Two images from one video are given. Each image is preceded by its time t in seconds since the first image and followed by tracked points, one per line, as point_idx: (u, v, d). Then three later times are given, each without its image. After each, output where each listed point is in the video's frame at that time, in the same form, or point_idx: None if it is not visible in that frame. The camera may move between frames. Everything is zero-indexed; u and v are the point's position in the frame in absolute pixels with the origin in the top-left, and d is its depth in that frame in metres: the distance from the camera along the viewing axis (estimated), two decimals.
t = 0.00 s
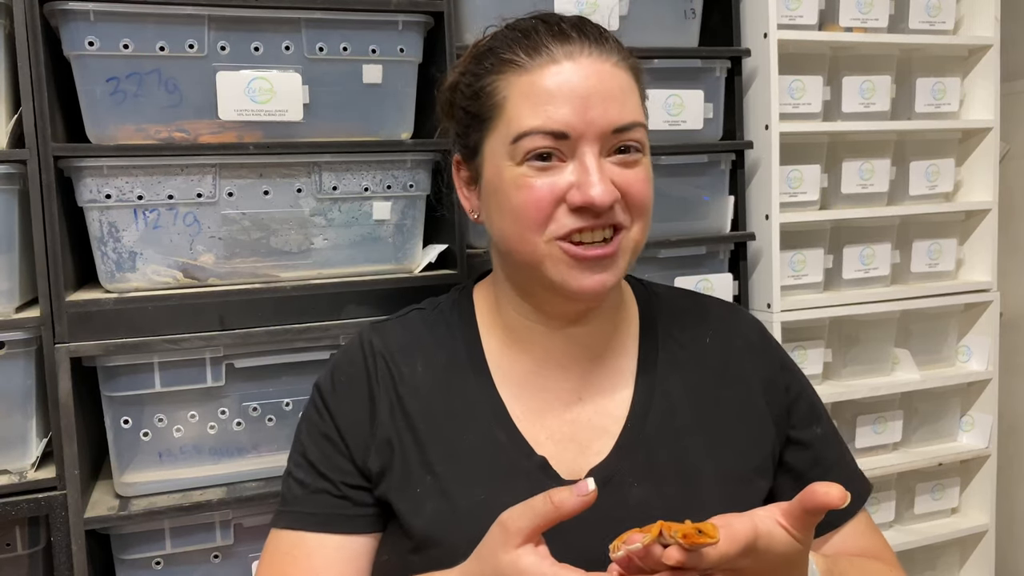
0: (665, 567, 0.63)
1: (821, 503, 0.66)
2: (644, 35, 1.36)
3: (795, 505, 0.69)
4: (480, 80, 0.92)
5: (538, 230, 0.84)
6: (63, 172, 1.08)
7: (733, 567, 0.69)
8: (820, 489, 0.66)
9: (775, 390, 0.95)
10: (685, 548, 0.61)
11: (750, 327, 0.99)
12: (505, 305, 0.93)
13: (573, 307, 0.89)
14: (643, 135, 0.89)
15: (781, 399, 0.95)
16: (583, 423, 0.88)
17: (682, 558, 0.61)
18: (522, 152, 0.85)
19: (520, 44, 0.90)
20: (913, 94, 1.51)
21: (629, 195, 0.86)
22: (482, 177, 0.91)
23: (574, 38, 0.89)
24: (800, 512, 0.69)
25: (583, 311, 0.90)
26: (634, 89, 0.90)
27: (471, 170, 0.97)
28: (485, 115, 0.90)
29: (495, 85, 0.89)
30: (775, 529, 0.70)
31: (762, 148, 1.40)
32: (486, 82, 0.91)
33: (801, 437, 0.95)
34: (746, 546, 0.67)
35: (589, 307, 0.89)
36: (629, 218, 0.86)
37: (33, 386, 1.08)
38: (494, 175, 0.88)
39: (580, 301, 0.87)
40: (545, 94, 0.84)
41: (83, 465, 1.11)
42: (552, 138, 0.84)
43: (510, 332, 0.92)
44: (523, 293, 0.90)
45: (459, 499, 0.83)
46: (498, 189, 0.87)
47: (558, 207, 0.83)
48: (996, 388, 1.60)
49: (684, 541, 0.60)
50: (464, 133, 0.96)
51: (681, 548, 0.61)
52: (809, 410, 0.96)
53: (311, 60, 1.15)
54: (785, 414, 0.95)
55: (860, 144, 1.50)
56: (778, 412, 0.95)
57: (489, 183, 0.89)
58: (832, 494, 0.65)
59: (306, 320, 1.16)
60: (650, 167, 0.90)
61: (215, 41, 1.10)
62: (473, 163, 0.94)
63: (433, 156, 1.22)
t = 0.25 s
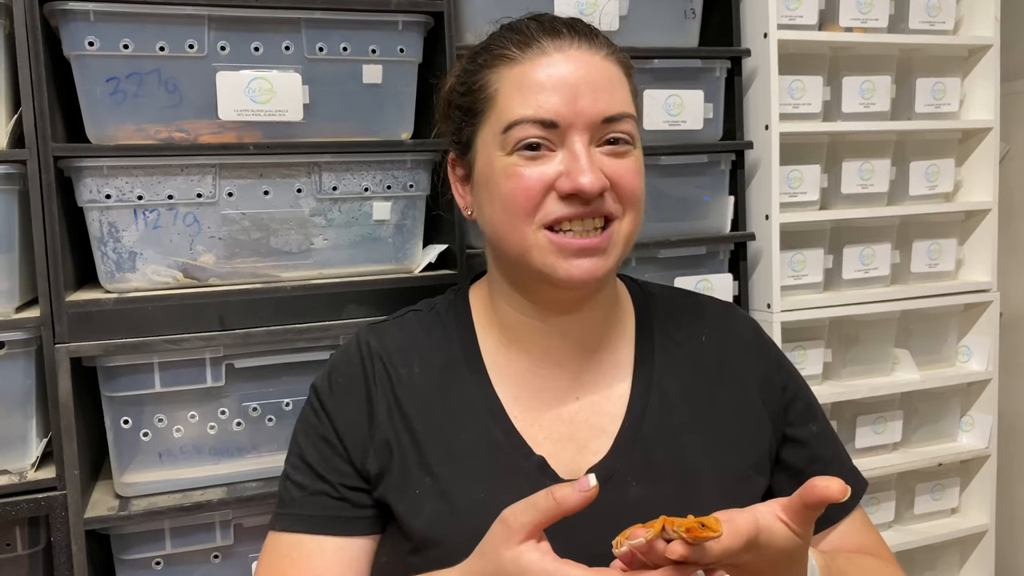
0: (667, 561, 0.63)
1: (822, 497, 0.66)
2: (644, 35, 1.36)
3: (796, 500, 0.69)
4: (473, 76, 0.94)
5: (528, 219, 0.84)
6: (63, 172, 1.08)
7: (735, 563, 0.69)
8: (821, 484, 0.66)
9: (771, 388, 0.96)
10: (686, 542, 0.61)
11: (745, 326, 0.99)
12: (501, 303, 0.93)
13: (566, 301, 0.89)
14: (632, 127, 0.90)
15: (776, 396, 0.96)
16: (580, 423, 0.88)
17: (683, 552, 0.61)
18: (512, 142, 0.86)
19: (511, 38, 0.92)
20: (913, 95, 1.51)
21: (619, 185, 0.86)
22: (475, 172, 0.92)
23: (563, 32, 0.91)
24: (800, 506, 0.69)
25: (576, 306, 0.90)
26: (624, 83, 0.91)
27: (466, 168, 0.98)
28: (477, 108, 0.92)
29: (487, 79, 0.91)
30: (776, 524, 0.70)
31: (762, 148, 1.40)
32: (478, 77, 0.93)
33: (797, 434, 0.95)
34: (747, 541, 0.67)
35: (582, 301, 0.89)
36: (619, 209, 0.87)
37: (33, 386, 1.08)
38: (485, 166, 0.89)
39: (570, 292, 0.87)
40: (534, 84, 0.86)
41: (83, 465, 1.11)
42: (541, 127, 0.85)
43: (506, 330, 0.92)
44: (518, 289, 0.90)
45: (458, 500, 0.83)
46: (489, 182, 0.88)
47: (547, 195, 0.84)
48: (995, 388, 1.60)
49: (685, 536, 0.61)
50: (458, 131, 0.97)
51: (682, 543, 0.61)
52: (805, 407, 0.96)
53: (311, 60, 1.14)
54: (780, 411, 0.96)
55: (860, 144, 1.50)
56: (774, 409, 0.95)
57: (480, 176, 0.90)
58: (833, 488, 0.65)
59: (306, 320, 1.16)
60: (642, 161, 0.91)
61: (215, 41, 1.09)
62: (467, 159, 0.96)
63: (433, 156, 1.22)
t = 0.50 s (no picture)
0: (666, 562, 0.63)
1: (819, 498, 0.66)
2: (644, 35, 1.36)
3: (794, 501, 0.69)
4: (475, 75, 0.94)
5: (528, 216, 0.84)
6: (63, 172, 1.08)
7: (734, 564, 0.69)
8: (818, 484, 0.66)
9: (770, 388, 0.96)
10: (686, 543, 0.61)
11: (744, 326, 0.99)
12: (501, 304, 0.93)
13: (566, 300, 0.89)
14: (633, 127, 0.90)
15: (776, 397, 0.96)
16: (580, 423, 0.88)
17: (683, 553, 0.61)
18: (512, 140, 0.86)
19: (512, 38, 0.93)
20: (913, 94, 1.51)
21: (619, 184, 0.86)
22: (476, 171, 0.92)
23: (564, 32, 0.92)
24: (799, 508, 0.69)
25: (576, 305, 0.90)
26: (624, 83, 0.91)
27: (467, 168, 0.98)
28: (479, 107, 0.93)
29: (488, 79, 0.92)
30: (774, 525, 0.70)
31: (762, 148, 1.40)
32: (479, 76, 0.93)
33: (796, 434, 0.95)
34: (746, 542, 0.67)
35: (583, 300, 0.89)
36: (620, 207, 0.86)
37: (33, 386, 1.08)
38: (485, 164, 0.89)
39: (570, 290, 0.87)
40: (535, 82, 0.87)
41: (83, 465, 1.11)
42: (541, 124, 0.85)
43: (506, 331, 0.92)
44: (518, 289, 0.90)
45: (459, 501, 0.83)
46: (490, 179, 0.88)
47: (547, 192, 0.84)
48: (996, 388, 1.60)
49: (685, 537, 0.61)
50: (460, 131, 0.98)
51: (682, 544, 0.61)
52: (804, 407, 0.96)
53: (311, 60, 1.15)
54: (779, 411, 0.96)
55: (860, 144, 1.50)
56: (773, 409, 0.95)
57: (481, 174, 0.90)
58: (829, 489, 0.65)
59: (306, 320, 1.16)
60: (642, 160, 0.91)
61: (215, 41, 1.09)
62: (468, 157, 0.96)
63: (433, 156, 1.22)
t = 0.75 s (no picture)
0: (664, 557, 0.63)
1: (817, 494, 0.66)
2: (644, 35, 1.36)
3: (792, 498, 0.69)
4: (478, 75, 0.94)
5: (528, 215, 0.84)
6: (63, 172, 1.08)
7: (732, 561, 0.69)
8: (817, 480, 0.66)
9: (769, 388, 0.96)
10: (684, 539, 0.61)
11: (744, 326, 0.99)
12: (501, 303, 0.93)
13: (566, 300, 0.89)
14: (634, 127, 0.90)
15: (775, 396, 0.96)
16: (580, 422, 0.88)
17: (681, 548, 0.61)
18: (513, 139, 0.86)
19: (515, 38, 0.93)
20: (914, 94, 1.51)
21: (619, 183, 0.86)
22: (477, 169, 0.92)
23: (567, 32, 0.92)
24: (796, 505, 0.69)
25: (576, 305, 0.90)
26: (626, 83, 0.91)
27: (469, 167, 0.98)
28: (480, 106, 0.93)
29: (490, 78, 0.92)
30: (772, 522, 0.70)
31: (762, 148, 1.40)
32: (482, 75, 0.94)
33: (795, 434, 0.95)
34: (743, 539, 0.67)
35: (583, 300, 0.89)
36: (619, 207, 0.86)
37: (33, 385, 1.08)
38: (486, 163, 0.89)
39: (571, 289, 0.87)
40: (536, 81, 0.87)
41: (83, 465, 1.11)
42: (542, 123, 0.85)
43: (506, 330, 0.92)
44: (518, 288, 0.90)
45: (460, 498, 0.83)
46: (490, 178, 0.88)
47: (547, 190, 0.84)
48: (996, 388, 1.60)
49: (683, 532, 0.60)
50: (462, 131, 0.98)
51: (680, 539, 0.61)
52: (803, 407, 0.96)
53: (311, 60, 1.15)
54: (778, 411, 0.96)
55: (860, 144, 1.50)
56: (772, 409, 0.95)
57: (482, 173, 0.91)
58: (827, 485, 0.65)
59: (306, 320, 1.16)
60: (644, 160, 0.91)
61: (215, 41, 1.09)
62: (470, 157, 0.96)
63: (433, 156, 1.22)
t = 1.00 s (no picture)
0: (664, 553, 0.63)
1: (817, 492, 0.66)
2: (644, 35, 1.36)
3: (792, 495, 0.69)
4: (477, 75, 0.95)
5: (524, 213, 0.84)
6: (63, 172, 1.08)
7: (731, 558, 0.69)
8: (816, 477, 0.66)
9: (768, 387, 0.96)
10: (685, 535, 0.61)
11: (742, 326, 0.99)
12: (499, 301, 0.93)
13: (564, 298, 0.89)
14: (631, 125, 0.89)
15: (773, 395, 0.96)
16: (580, 421, 0.88)
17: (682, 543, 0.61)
18: (509, 138, 0.86)
19: (513, 38, 0.93)
20: (914, 95, 1.51)
21: (615, 181, 0.86)
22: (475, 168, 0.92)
23: (565, 32, 0.92)
24: (796, 502, 0.69)
25: (574, 303, 0.90)
26: (623, 82, 0.91)
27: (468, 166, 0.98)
28: (479, 106, 0.93)
29: (488, 78, 0.92)
30: (772, 519, 0.70)
31: (762, 148, 1.40)
32: (481, 76, 0.94)
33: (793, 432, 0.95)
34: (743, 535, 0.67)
35: (581, 298, 0.89)
36: (616, 205, 0.86)
37: (33, 385, 1.08)
38: (484, 162, 0.90)
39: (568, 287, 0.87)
40: (533, 80, 0.87)
41: (83, 465, 1.11)
42: (538, 122, 0.85)
43: (504, 329, 0.92)
44: (516, 287, 0.90)
45: (460, 496, 0.83)
46: (487, 176, 0.88)
47: (542, 188, 0.84)
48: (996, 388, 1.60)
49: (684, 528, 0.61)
50: (461, 130, 0.98)
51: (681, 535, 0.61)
52: (801, 406, 0.96)
53: (310, 60, 1.14)
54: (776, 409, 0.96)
55: (861, 144, 1.50)
56: (771, 407, 0.95)
57: (479, 172, 0.91)
58: (826, 482, 0.65)
59: (306, 320, 1.16)
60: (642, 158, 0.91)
61: (215, 41, 1.09)
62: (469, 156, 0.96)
63: (433, 156, 1.22)
